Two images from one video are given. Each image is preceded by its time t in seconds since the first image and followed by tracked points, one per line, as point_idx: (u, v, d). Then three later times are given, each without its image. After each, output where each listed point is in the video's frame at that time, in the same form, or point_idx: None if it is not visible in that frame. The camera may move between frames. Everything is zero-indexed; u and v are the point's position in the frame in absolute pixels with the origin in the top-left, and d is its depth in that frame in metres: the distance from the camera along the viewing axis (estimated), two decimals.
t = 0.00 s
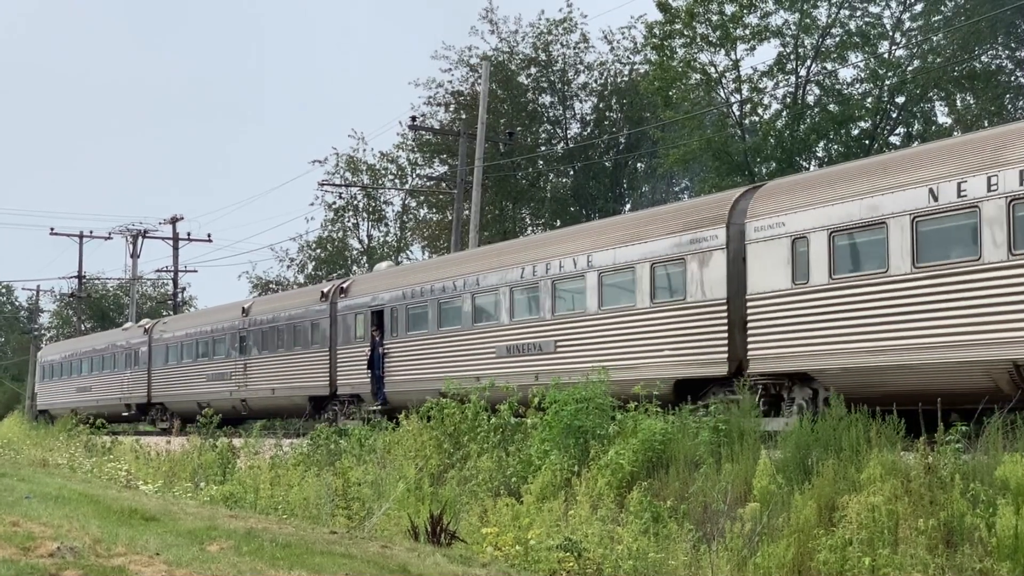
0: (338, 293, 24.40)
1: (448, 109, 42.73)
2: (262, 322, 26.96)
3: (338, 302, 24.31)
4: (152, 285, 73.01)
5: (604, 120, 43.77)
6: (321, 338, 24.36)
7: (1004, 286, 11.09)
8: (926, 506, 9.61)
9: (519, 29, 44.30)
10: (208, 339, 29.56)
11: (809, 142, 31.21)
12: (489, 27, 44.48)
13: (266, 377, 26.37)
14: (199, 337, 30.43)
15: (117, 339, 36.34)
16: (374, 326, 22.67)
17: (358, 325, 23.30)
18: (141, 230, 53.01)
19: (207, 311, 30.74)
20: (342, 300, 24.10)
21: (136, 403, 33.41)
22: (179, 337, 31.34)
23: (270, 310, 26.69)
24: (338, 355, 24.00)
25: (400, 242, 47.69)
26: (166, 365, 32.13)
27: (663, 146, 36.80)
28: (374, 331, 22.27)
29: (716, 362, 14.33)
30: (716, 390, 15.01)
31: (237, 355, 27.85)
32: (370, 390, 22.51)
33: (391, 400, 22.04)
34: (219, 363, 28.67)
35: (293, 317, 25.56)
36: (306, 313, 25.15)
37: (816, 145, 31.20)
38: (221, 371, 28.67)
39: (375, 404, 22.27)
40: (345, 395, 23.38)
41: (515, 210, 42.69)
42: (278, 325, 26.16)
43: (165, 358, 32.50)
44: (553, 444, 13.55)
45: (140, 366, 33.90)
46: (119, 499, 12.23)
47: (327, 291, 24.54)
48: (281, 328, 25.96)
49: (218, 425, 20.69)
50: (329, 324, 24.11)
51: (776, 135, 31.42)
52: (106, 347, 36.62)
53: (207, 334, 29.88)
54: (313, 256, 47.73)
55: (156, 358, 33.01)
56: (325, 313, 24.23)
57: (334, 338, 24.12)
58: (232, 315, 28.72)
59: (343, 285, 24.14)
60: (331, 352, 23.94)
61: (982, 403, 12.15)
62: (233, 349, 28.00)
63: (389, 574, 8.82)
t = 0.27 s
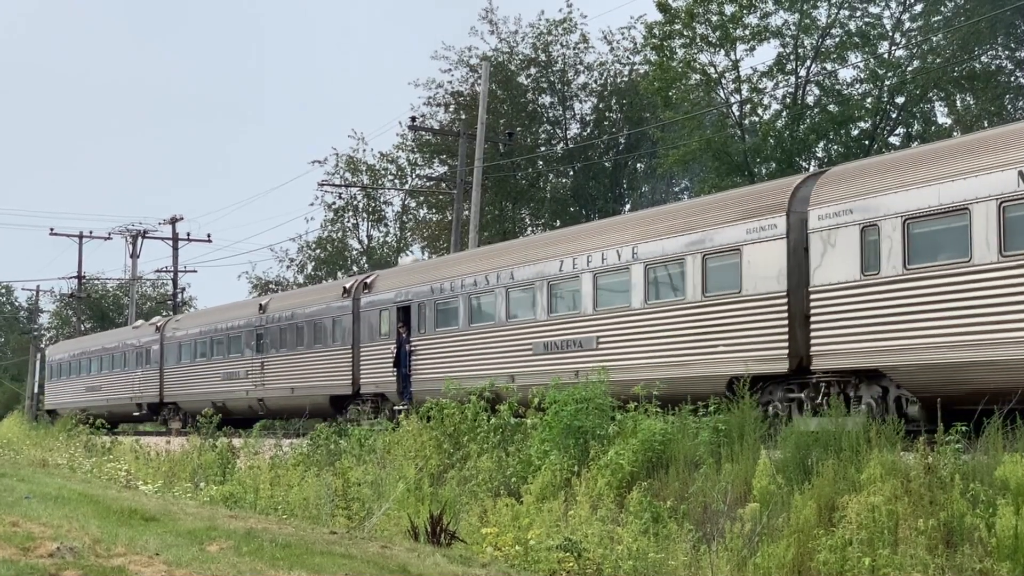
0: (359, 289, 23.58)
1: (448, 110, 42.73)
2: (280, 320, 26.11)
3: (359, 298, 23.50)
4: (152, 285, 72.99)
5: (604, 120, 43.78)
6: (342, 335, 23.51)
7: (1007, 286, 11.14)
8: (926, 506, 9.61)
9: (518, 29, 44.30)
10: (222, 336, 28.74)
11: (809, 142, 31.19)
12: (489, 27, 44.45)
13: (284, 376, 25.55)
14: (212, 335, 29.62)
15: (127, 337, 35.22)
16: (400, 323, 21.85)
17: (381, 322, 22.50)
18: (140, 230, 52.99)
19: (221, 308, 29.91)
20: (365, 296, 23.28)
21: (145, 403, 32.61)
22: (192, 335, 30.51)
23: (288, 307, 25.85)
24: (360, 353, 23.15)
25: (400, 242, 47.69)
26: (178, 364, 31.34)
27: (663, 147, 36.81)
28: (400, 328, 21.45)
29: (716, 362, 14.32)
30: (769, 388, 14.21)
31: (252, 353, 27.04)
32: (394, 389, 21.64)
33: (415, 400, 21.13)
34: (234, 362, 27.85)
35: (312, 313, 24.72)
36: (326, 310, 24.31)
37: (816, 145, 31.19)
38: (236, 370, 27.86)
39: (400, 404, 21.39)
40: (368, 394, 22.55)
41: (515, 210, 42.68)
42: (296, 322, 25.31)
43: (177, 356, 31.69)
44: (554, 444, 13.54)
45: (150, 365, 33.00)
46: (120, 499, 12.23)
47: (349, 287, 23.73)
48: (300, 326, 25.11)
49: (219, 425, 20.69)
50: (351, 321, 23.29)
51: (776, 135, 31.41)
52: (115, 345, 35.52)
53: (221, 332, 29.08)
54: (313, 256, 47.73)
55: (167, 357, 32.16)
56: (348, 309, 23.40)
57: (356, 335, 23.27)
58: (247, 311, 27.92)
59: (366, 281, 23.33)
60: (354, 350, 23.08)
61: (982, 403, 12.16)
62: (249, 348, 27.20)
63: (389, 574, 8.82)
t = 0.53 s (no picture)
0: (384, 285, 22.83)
1: (448, 110, 42.73)
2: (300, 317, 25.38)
3: (384, 293, 22.73)
4: (152, 285, 72.98)
5: (604, 120, 43.78)
6: (366, 331, 22.75)
7: (1005, 286, 11.15)
8: (926, 506, 9.61)
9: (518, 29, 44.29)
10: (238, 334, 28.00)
11: (809, 142, 31.17)
12: (489, 27, 44.41)
13: (304, 374, 24.83)
14: (227, 332, 28.87)
15: (138, 334, 34.26)
16: (428, 318, 21.07)
17: (409, 318, 21.73)
18: (140, 230, 52.98)
19: (236, 305, 29.18)
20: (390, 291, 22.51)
21: (156, 403, 31.88)
22: (206, 332, 29.74)
23: (308, 304, 25.11)
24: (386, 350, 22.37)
25: (400, 242, 47.69)
26: (191, 362, 30.61)
27: (663, 146, 36.80)
28: (430, 323, 20.66)
29: (716, 363, 14.32)
30: (836, 385, 13.46)
31: (270, 351, 26.31)
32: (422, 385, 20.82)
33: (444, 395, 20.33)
34: (250, 360, 27.11)
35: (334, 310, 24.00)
36: (348, 307, 23.58)
37: (816, 145, 31.18)
38: (253, 369, 27.13)
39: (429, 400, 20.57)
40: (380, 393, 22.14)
41: (515, 210, 42.66)
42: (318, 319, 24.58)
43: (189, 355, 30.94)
44: (554, 444, 13.55)
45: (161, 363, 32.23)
46: (119, 499, 12.23)
47: (374, 282, 23.00)
48: (322, 323, 24.36)
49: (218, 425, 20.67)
50: (375, 317, 22.50)
51: (776, 135, 31.40)
52: (125, 343, 34.49)
53: (237, 329, 28.34)
54: (313, 256, 47.73)
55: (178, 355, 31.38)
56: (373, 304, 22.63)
57: (382, 332, 22.49)
58: (265, 308, 27.20)
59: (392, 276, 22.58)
60: (366, 348, 22.68)
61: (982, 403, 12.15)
62: (267, 345, 26.47)
63: (389, 574, 8.81)
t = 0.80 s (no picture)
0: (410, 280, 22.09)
1: (448, 110, 42.74)
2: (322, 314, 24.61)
3: (411, 289, 21.99)
4: (152, 285, 72.99)
5: (604, 121, 43.79)
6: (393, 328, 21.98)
7: (1009, 286, 11.21)
8: (926, 506, 9.61)
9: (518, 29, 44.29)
10: (256, 331, 27.19)
11: (809, 143, 31.13)
12: (489, 27, 44.36)
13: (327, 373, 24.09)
14: (243, 329, 28.05)
15: (151, 332, 33.44)
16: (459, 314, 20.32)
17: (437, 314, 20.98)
18: (140, 231, 52.98)
19: (252, 301, 28.36)
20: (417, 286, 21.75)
21: (169, 404, 31.21)
22: (221, 329, 28.90)
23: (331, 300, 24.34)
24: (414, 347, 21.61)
25: (400, 242, 47.70)
26: (205, 361, 29.81)
27: (663, 146, 36.79)
28: (461, 319, 19.88)
29: (716, 363, 14.33)
30: (909, 382, 12.69)
31: (290, 349, 25.54)
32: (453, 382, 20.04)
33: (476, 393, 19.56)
34: (268, 358, 26.33)
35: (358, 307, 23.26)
36: (372, 303, 22.80)
37: (816, 146, 31.18)
38: (271, 367, 26.36)
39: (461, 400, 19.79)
40: (380, 393, 22.18)
41: (515, 210, 42.67)
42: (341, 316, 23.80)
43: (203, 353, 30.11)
44: (554, 444, 13.55)
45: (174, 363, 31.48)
46: (119, 499, 12.23)
47: (400, 277, 22.29)
48: (345, 320, 23.59)
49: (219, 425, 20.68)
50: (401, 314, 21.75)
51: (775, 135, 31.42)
52: (138, 342, 33.68)
53: (254, 326, 27.54)
54: (313, 257, 47.73)
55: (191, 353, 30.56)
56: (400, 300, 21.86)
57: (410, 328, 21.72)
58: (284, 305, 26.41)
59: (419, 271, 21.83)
60: (366, 348, 22.72)
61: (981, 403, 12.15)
62: (285, 344, 25.68)
63: (389, 574, 8.82)
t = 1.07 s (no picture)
0: (439, 274, 21.13)
1: (448, 109, 42.74)
2: (344, 309, 23.71)
3: (440, 283, 21.03)
4: (152, 285, 73.01)
5: (604, 120, 43.79)
6: (421, 324, 21.06)
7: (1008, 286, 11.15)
8: (926, 506, 9.61)
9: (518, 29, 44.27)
10: (273, 327, 26.36)
11: (809, 142, 31.17)
12: (488, 27, 44.35)
13: (349, 369, 23.21)
14: (259, 325, 27.23)
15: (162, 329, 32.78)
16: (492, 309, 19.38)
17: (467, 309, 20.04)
18: (140, 230, 52.98)
19: (269, 297, 27.50)
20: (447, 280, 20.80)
21: (183, 402, 30.51)
22: (237, 325, 28.06)
23: (353, 294, 23.44)
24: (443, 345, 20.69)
25: (399, 242, 47.71)
26: (220, 359, 28.99)
27: (662, 146, 36.76)
28: (494, 313, 18.94)
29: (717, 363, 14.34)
30: (993, 379, 11.97)
31: (310, 345, 24.67)
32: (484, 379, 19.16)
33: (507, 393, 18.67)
34: (287, 355, 25.48)
35: (382, 302, 22.35)
36: (396, 297, 21.99)
37: (816, 146, 31.18)
38: (290, 364, 25.51)
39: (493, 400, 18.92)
40: (377, 394, 22.17)
41: (514, 210, 42.65)
42: (364, 312, 22.89)
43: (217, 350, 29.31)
44: (554, 444, 13.55)
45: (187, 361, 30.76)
46: (118, 499, 12.22)
47: (427, 270, 21.33)
48: (369, 316, 22.68)
49: (218, 425, 20.67)
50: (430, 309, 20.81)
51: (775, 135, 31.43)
52: (149, 340, 33.04)
53: (270, 323, 26.73)
54: (313, 257, 47.72)
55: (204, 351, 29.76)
56: (428, 295, 20.93)
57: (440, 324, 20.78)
58: (302, 300, 25.53)
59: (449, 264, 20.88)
60: (363, 348, 22.74)
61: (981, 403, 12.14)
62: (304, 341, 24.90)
63: (389, 574, 8.82)
